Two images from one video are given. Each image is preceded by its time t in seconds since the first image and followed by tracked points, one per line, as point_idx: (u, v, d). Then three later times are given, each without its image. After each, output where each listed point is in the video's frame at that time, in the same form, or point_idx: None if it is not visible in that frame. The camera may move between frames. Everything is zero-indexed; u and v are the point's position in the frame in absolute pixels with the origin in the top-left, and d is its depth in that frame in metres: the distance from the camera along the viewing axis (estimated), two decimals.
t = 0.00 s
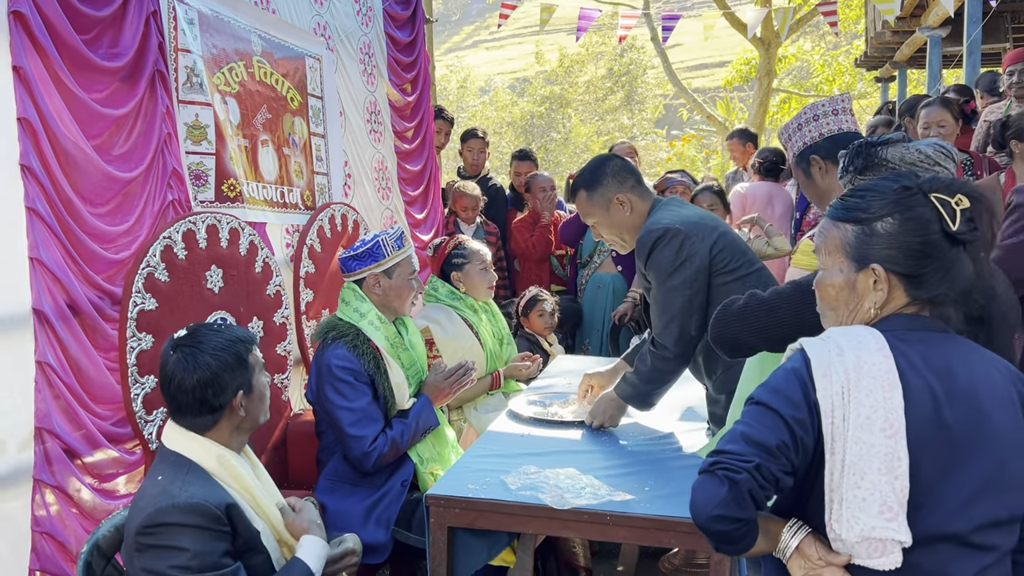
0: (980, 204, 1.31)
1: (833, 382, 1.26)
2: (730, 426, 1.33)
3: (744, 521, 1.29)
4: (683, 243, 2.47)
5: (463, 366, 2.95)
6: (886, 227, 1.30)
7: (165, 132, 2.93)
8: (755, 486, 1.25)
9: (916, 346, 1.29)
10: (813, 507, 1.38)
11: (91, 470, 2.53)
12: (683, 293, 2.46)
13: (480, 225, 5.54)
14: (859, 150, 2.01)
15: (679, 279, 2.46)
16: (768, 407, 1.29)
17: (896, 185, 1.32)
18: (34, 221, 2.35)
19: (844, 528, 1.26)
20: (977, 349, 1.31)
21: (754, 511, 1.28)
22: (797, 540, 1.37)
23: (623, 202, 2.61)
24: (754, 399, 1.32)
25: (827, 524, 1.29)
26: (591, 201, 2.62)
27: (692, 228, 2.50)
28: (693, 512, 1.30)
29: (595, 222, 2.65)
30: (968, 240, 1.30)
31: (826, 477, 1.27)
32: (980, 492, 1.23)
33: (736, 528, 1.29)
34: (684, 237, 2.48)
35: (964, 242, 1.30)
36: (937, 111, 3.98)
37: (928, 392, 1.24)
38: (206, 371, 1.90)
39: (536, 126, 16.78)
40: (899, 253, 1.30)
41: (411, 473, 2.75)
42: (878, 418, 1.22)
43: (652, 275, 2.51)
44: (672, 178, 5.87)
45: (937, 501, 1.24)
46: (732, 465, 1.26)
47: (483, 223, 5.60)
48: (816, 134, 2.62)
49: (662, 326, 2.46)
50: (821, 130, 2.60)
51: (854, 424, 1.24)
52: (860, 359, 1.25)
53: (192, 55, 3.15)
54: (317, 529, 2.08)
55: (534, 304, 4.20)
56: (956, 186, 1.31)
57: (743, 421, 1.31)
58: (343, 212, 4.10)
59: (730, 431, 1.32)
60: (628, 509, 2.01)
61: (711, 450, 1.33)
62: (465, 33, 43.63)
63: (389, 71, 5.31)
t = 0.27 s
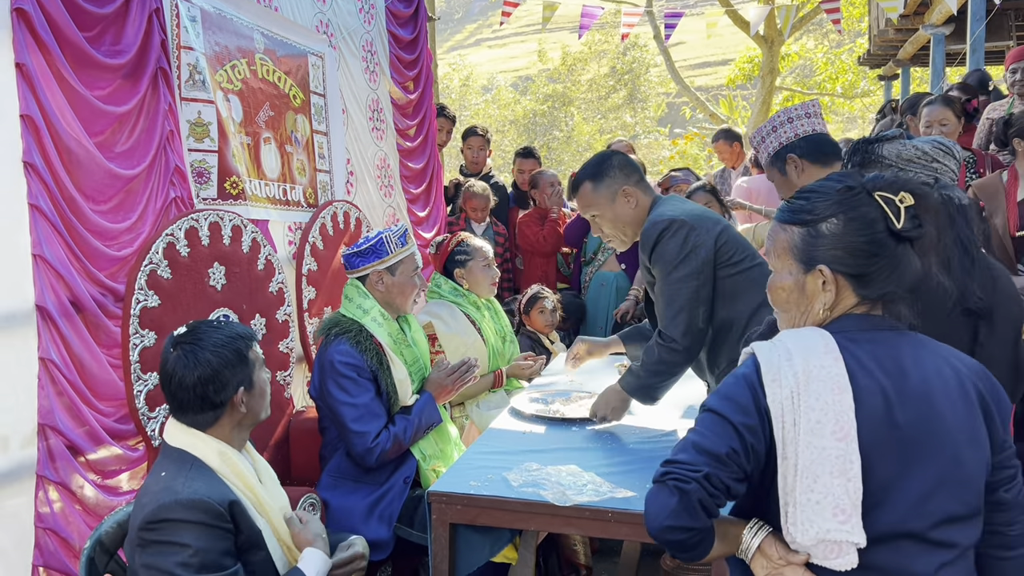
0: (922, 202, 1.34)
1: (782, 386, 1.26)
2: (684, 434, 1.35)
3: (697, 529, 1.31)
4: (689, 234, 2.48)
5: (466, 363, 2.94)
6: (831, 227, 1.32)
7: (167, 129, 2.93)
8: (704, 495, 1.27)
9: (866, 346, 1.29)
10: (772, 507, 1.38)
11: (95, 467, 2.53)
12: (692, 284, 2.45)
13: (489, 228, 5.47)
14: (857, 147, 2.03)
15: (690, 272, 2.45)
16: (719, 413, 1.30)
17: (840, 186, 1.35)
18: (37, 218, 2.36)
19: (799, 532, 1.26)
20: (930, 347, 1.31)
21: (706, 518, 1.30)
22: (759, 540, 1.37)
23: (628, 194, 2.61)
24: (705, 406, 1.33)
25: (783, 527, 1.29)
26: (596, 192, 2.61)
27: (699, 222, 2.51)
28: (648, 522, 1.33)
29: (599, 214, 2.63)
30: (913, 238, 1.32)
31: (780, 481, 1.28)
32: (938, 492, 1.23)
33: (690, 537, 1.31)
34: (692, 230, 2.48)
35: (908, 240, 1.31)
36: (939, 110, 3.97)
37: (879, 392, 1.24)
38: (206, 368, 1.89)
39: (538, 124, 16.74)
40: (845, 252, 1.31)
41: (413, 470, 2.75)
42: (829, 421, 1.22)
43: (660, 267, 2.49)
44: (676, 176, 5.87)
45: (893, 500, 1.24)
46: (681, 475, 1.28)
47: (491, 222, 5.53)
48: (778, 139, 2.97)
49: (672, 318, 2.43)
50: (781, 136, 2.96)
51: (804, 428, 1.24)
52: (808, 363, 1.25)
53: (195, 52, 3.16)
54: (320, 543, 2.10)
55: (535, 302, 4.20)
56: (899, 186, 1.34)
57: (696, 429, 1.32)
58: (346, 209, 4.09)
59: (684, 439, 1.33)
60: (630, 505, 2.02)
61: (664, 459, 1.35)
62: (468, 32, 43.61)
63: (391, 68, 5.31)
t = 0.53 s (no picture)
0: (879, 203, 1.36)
1: (741, 390, 1.28)
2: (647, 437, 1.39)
3: (656, 531, 1.35)
4: (700, 232, 2.47)
5: (470, 360, 2.95)
6: (790, 229, 1.33)
7: (172, 127, 2.94)
8: (661, 498, 1.31)
9: (825, 346, 1.31)
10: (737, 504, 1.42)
11: (100, 464, 2.54)
12: (708, 279, 2.42)
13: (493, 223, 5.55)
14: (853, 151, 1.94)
15: (703, 267, 2.42)
16: (679, 417, 1.34)
17: (801, 188, 1.37)
18: (42, 216, 2.37)
19: (761, 531, 1.29)
20: (892, 345, 1.33)
21: (666, 519, 1.34)
22: (727, 539, 1.40)
23: (634, 191, 2.60)
24: (668, 409, 1.36)
25: (747, 526, 1.33)
26: (601, 185, 2.59)
27: (707, 220, 2.50)
28: (609, 525, 1.38)
29: (599, 206, 2.61)
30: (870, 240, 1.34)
31: (742, 482, 1.31)
32: (899, 491, 1.25)
33: (650, 538, 1.35)
34: (700, 227, 2.47)
35: (865, 241, 1.34)
36: (943, 108, 3.96)
37: (839, 392, 1.26)
38: (208, 365, 1.90)
39: (542, 121, 16.71)
40: (804, 253, 1.33)
41: (417, 467, 2.76)
42: (787, 423, 1.25)
43: (671, 262, 2.47)
44: (681, 173, 5.87)
45: (856, 499, 1.26)
46: (639, 478, 1.32)
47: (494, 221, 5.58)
48: (779, 135, 3.00)
49: (693, 316, 2.41)
50: (782, 132, 2.99)
51: (764, 430, 1.26)
52: (767, 365, 1.28)
53: (199, 50, 3.16)
54: (327, 550, 2.11)
55: (537, 299, 4.20)
56: (858, 188, 1.36)
57: (658, 432, 1.36)
58: (350, 207, 4.11)
59: (646, 442, 1.38)
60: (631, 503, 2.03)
61: (627, 462, 1.39)
62: (471, 30, 43.55)
63: (395, 66, 5.31)
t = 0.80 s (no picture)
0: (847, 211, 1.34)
1: (712, 387, 1.28)
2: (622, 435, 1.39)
3: (628, 527, 1.35)
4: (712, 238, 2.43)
5: (474, 358, 2.96)
6: (751, 229, 1.35)
7: (177, 125, 2.95)
8: (630, 494, 1.32)
9: (797, 345, 1.32)
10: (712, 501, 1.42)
11: (105, 460, 2.55)
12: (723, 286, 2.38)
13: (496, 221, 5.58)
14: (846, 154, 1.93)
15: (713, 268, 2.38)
16: (653, 415, 1.34)
17: (768, 192, 1.36)
18: (48, 213, 2.38)
19: (734, 528, 1.28)
20: (866, 344, 1.34)
21: (636, 516, 1.35)
22: (707, 535, 1.39)
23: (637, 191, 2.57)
24: (643, 408, 1.37)
25: (721, 523, 1.32)
26: (604, 180, 2.54)
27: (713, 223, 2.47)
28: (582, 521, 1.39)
29: (600, 200, 2.56)
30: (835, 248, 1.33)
31: (714, 479, 1.30)
32: (873, 488, 1.25)
33: (622, 535, 1.36)
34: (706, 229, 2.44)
35: (827, 249, 1.32)
36: (947, 106, 3.94)
37: (810, 389, 1.27)
38: (206, 355, 1.92)
39: (547, 119, 16.71)
40: (761, 254, 1.33)
41: (421, 465, 2.77)
42: (756, 420, 1.25)
43: (678, 261, 2.42)
44: (687, 172, 5.86)
45: (833, 495, 1.26)
46: (610, 475, 1.33)
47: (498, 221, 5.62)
48: (800, 126, 2.96)
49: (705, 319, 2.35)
50: (803, 124, 2.95)
51: (734, 427, 1.26)
52: (737, 363, 1.28)
53: (204, 48, 3.17)
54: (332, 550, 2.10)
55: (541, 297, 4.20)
56: (823, 195, 1.35)
57: (632, 431, 1.37)
58: (354, 204, 4.14)
59: (621, 440, 1.38)
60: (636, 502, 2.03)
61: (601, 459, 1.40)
62: (476, 28, 43.53)
63: (399, 64, 5.31)
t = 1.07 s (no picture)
0: (850, 211, 1.34)
1: (713, 384, 1.28)
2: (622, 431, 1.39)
3: (627, 523, 1.35)
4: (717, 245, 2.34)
5: (480, 356, 2.96)
6: (754, 226, 1.35)
7: (183, 123, 2.96)
8: (629, 489, 1.32)
9: (802, 343, 1.32)
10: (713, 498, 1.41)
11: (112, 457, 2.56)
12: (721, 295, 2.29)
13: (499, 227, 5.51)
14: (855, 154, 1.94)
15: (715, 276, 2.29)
16: (654, 411, 1.34)
17: (771, 191, 1.36)
18: (55, 211, 2.39)
19: (733, 526, 1.28)
20: (871, 344, 1.33)
21: (636, 512, 1.34)
22: (707, 532, 1.39)
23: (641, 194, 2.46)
24: (643, 404, 1.37)
25: (720, 521, 1.32)
26: (609, 179, 2.43)
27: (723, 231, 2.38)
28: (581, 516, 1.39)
29: (602, 201, 2.44)
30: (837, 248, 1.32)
31: (714, 477, 1.30)
32: (874, 488, 1.25)
33: (620, 531, 1.35)
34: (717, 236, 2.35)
35: (829, 247, 1.32)
36: (954, 103, 3.92)
37: (813, 389, 1.27)
38: (222, 351, 1.93)
39: (552, 117, 16.68)
40: (763, 251, 1.33)
41: (427, 462, 2.77)
42: (757, 418, 1.24)
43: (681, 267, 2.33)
44: (693, 170, 5.85)
45: (834, 495, 1.26)
46: (609, 470, 1.33)
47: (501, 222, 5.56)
48: (823, 120, 2.93)
49: (692, 322, 2.27)
50: (826, 118, 2.92)
51: (735, 425, 1.26)
52: (739, 361, 1.28)
53: (210, 46, 3.17)
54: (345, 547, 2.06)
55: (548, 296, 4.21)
56: (827, 194, 1.34)
57: (632, 427, 1.36)
58: (359, 202, 4.16)
59: (621, 436, 1.38)
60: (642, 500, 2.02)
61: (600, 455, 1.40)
62: (481, 25, 43.49)
63: (405, 62, 5.31)
